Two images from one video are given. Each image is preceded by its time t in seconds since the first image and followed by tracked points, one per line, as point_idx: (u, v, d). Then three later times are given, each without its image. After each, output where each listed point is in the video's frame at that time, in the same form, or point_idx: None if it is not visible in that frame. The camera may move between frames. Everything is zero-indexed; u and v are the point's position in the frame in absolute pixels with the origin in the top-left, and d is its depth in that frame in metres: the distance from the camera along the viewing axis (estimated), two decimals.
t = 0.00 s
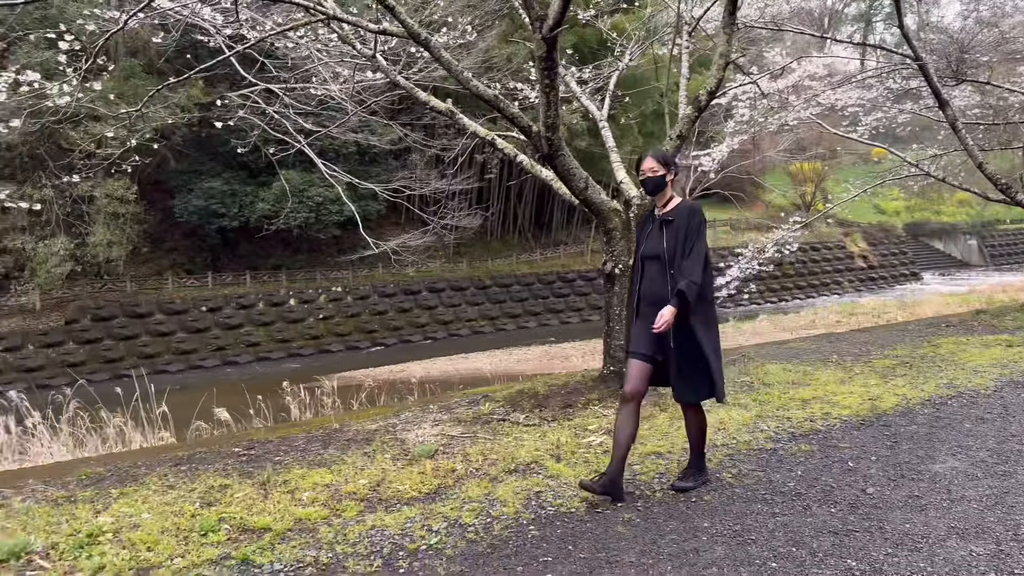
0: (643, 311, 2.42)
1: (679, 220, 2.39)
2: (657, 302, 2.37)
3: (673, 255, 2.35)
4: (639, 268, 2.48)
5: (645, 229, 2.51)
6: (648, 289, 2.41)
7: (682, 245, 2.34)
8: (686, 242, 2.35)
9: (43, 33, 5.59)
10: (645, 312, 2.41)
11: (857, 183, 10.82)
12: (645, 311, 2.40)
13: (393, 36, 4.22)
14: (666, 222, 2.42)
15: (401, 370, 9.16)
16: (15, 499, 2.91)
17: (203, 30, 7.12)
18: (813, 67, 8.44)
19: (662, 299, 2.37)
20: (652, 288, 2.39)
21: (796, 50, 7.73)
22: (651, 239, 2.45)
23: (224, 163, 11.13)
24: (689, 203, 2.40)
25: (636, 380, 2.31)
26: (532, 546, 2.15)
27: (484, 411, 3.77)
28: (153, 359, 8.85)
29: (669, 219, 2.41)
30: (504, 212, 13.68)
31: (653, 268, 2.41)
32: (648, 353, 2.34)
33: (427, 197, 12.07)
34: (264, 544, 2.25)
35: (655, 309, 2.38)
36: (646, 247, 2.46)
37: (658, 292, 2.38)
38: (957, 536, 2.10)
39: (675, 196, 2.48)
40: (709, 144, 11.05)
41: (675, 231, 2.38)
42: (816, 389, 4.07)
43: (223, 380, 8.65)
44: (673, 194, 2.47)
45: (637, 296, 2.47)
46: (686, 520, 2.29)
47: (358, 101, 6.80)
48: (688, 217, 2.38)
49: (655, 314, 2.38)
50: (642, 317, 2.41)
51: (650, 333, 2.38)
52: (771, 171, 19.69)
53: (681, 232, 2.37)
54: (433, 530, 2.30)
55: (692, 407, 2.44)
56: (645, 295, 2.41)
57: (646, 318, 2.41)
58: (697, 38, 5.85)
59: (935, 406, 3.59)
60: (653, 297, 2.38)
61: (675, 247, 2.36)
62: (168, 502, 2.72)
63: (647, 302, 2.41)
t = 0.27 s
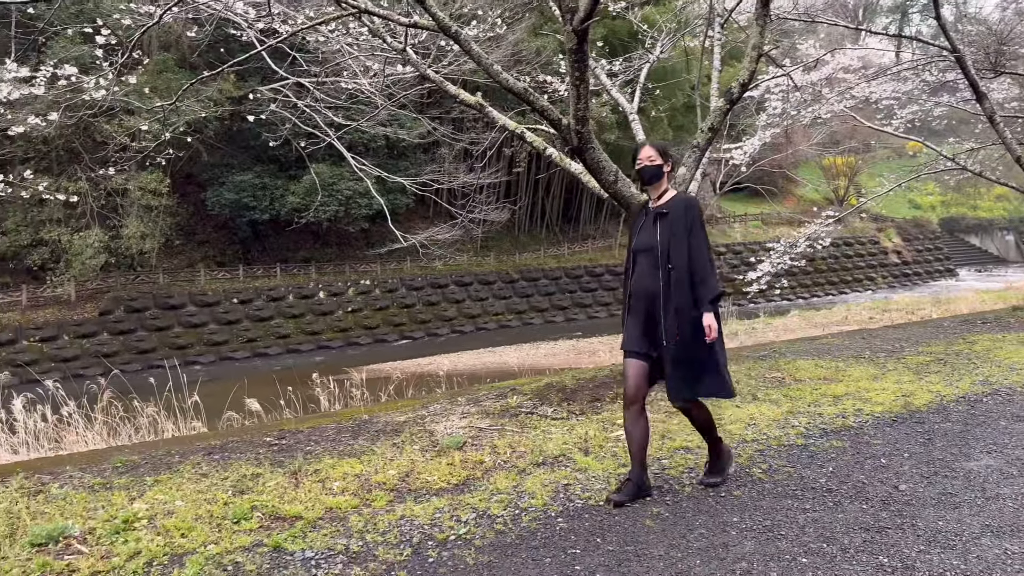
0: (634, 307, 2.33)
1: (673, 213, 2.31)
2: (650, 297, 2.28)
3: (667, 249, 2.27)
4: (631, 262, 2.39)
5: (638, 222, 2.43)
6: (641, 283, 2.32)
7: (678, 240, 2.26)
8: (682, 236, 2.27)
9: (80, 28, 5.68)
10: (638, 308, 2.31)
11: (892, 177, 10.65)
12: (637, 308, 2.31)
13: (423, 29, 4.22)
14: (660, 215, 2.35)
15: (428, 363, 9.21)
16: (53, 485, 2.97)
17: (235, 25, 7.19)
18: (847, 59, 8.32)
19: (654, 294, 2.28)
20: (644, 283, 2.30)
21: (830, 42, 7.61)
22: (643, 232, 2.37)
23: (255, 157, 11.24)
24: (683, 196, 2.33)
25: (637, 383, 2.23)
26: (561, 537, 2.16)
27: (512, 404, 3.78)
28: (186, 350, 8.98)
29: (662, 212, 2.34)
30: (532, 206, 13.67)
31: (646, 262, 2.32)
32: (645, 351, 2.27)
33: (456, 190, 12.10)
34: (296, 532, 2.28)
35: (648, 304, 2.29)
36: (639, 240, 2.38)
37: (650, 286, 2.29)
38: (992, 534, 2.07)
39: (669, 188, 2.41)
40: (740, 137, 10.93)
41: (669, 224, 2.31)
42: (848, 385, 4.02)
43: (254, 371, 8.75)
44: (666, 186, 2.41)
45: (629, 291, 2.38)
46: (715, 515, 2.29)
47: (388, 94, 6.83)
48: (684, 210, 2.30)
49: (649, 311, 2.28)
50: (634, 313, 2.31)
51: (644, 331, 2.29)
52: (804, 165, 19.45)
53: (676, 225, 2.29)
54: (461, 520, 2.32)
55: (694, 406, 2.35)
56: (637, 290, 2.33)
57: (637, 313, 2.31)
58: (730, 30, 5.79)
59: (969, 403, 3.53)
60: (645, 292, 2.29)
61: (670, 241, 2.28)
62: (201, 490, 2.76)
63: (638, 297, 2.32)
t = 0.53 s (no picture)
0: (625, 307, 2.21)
1: (668, 210, 2.20)
2: (643, 296, 2.17)
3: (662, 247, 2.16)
4: (619, 259, 2.27)
5: (624, 216, 2.31)
6: (631, 281, 2.20)
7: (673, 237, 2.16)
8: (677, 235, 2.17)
9: (106, 24, 5.75)
10: (629, 307, 2.20)
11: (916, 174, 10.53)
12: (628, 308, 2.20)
13: (444, 24, 4.22)
14: (652, 211, 2.23)
15: (447, 358, 9.24)
16: (78, 474, 3.02)
17: (258, 21, 7.24)
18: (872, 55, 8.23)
19: (647, 294, 2.17)
20: (635, 281, 2.19)
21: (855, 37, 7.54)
22: (634, 229, 2.25)
23: (277, 152, 11.32)
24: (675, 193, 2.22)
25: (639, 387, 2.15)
26: (577, 532, 2.16)
27: (530, 399, 3.79)
28: (208, 343, 9.07)
29: (655, 208, 2.22)
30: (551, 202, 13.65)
31: (637, 259, 2.20)
32: (638, 353, 2.17)
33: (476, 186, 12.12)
34: (315, 523, 2.31)
35: (640, 303, 2.18)
36: (628, 236, 2.25)
37: (642, 285, 2.18)
38: (1013, 534, 2.06)
39: (657, 182, 2.29)
40: (762, 133, 10.85)
41: (663, 221, 2.20)
42: (869, 383, 4.00)
43: (275, 364, 8.83)
44: (654, 179, 2.28)
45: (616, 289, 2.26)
46: (733, 512, 2.28)
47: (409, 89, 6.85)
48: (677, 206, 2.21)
49: (641, 310, 2.17)
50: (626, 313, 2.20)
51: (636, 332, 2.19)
52: (828, 162, 19.27)
53: (670, 223, 2.18)
54: (478, 514, 2.33)
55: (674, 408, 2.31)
56: (627, 289, 2.21)
57: (629, 313, 2.20)
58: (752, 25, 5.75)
59: (992, 403, 3.50)
60: (638, 291, 2.18)
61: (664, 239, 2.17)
62: (222, 480, 2.80)
63: (629, 296, 2.20)
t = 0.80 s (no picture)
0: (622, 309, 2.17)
1: (662, 209, 2.16)
2: (639, 298, 2.14)
3: (656, 248, 2.12)
4: (614, 261, 2.23)
5: (619, 217, 2.27)
6: (627, 284, 2.16)
7: (668, 237, 2.12)
8: (673, 236, 2.12)
9: (134, 19, 5.81)
10: (626, 310, 2.16)
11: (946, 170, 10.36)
12: (625, 310, 2.17)
13: (469, 19, 4.22)
14: (646, 211, 2.19)
15: (469, 352, 9.27)
16: (106, 463, 3.08)
17: (284, 15, 7.29)
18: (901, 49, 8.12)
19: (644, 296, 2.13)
20: (631, 284, 2.15)
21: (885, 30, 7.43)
22: (628, 230, 2.21)
23: (303, 146, 11.39)
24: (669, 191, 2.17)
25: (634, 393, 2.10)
26: (598, 527, 2.16)
27: (553, 394, 3.80)
28: (234, 335, 9.17)
29: (648, 208, 2.18)
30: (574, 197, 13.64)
31: (633, 261, 2.16)
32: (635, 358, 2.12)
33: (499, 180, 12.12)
34: (337, 515, 2.33)
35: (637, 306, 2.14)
36: (622, 237, 2.21)
37: (639, 287, 2.14)
38: None
39: (651, 181, 2.24)
40: (789, 128, 10.75)
41: (657, 220, 2.15)
42: (895, 382, 3.96)
43: (299, 357, 8.91)
44: (647, 178, 2.23)
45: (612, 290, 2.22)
46: (755, 510, 2.27)
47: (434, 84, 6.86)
48: (670, 204, 2.16)
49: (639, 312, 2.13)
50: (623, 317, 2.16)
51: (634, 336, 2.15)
52: (856, 157, 19.04)
53: (665, 223, 2.14)
54: (499, 508, 2.34)
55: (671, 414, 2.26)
56: (624, 291, 2.17)
57: (626, 316, 2.17)
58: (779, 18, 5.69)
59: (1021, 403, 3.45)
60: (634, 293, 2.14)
61: (659, 240, 2.13)
62: (247, 470, 2.83)
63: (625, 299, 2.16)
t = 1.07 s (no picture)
0: (611, 307, 2.15)
1: (653, 207, 2.16)
2: (628, 295, 2.12)
3: (649, 246, 2.12)
4: (603, 258, 2.22)
5: (612, 214, 2.27)
6: (616, 281, 2.14)
7: (660, 235, 2.13)
8: (665, 234, 2.13)
9: (167, 14, 5.88)
10: (614, 308, 2.14)
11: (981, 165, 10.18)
12: (611, 306, 2.15)
13: (497, 13, 4.22)
14: (637, 208, 2.19)
15: (495, 347, 9.29)
16: (139, 452, 3.13)
17: (314, 11, 7.33)
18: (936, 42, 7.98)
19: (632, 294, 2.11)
20: (619, 281, 2.13)
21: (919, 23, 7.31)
22: (620, 227, 2.20)
23: (331, 141, 11.47)
24: (661, 189, 2.18)
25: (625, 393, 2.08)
26: (624, 523, 2.15)
27: (579, 389, 3.80)
28: (263, 328, 9.27)
29: (640, 205, 2.18)
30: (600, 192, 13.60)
31: (623, 258, 2.15)
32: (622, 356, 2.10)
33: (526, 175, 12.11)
34: (365, 506, 2.35)
35: (625, 303, 2.12)
36: (612, 235, 2.20)
37: (628, 285, 2.12)
38: None
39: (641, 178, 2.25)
40: (819, 123, 10.62)
41: (649, 218, 2.15)
42: (928, 380, 3.90)
43: (327, 350, 8.99)
44: (638, 174, 2.24)
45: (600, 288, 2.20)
46: (783, 507, 2.25)
47: (461, 79, 6.87)
48: (663, 202, 2.17)
49: (627, 311, 2.12)
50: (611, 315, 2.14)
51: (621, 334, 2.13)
52: (889, 153, 18.77)
53: (656, 221, 2.14)
54: (525, 502, 2.34)
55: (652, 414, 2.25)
56: (612, 289, 2.15)
57: (613, 314, 2.15)
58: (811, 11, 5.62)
59: None
60: (622, 290, 2.12)
61: (651, 238, 2.13)
62: (276, 461, 2.87)
63: (613, 296, 2.14)
